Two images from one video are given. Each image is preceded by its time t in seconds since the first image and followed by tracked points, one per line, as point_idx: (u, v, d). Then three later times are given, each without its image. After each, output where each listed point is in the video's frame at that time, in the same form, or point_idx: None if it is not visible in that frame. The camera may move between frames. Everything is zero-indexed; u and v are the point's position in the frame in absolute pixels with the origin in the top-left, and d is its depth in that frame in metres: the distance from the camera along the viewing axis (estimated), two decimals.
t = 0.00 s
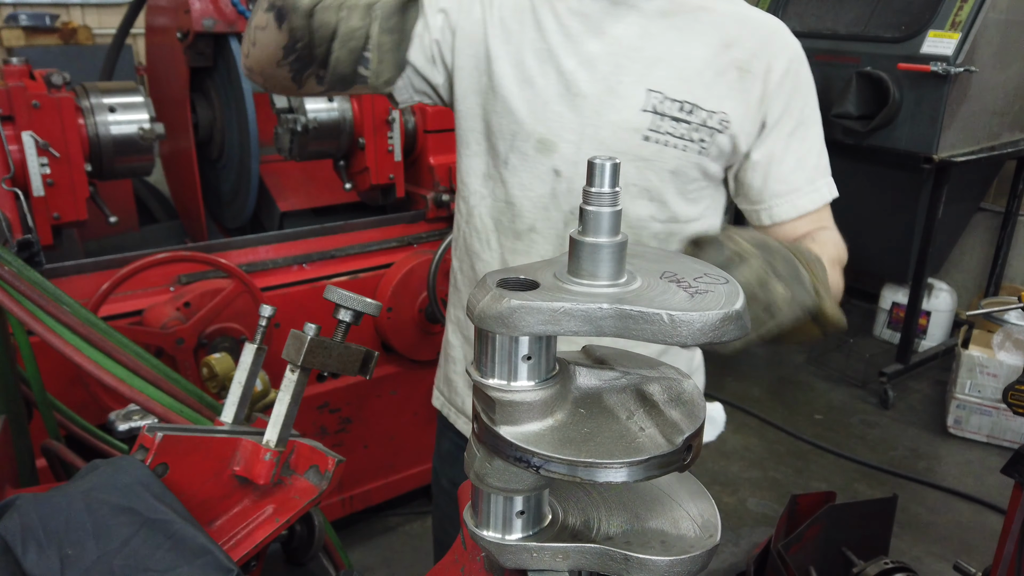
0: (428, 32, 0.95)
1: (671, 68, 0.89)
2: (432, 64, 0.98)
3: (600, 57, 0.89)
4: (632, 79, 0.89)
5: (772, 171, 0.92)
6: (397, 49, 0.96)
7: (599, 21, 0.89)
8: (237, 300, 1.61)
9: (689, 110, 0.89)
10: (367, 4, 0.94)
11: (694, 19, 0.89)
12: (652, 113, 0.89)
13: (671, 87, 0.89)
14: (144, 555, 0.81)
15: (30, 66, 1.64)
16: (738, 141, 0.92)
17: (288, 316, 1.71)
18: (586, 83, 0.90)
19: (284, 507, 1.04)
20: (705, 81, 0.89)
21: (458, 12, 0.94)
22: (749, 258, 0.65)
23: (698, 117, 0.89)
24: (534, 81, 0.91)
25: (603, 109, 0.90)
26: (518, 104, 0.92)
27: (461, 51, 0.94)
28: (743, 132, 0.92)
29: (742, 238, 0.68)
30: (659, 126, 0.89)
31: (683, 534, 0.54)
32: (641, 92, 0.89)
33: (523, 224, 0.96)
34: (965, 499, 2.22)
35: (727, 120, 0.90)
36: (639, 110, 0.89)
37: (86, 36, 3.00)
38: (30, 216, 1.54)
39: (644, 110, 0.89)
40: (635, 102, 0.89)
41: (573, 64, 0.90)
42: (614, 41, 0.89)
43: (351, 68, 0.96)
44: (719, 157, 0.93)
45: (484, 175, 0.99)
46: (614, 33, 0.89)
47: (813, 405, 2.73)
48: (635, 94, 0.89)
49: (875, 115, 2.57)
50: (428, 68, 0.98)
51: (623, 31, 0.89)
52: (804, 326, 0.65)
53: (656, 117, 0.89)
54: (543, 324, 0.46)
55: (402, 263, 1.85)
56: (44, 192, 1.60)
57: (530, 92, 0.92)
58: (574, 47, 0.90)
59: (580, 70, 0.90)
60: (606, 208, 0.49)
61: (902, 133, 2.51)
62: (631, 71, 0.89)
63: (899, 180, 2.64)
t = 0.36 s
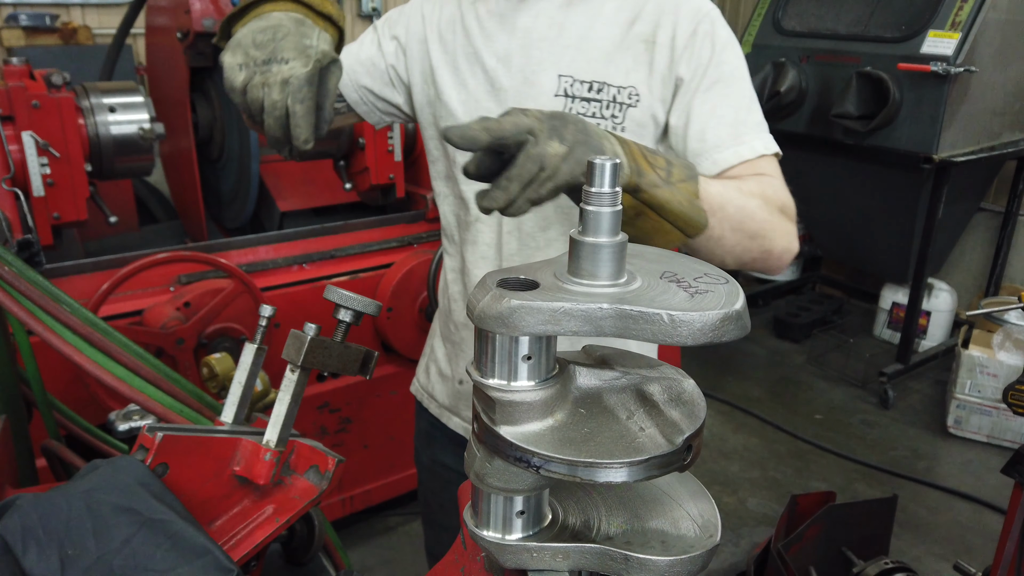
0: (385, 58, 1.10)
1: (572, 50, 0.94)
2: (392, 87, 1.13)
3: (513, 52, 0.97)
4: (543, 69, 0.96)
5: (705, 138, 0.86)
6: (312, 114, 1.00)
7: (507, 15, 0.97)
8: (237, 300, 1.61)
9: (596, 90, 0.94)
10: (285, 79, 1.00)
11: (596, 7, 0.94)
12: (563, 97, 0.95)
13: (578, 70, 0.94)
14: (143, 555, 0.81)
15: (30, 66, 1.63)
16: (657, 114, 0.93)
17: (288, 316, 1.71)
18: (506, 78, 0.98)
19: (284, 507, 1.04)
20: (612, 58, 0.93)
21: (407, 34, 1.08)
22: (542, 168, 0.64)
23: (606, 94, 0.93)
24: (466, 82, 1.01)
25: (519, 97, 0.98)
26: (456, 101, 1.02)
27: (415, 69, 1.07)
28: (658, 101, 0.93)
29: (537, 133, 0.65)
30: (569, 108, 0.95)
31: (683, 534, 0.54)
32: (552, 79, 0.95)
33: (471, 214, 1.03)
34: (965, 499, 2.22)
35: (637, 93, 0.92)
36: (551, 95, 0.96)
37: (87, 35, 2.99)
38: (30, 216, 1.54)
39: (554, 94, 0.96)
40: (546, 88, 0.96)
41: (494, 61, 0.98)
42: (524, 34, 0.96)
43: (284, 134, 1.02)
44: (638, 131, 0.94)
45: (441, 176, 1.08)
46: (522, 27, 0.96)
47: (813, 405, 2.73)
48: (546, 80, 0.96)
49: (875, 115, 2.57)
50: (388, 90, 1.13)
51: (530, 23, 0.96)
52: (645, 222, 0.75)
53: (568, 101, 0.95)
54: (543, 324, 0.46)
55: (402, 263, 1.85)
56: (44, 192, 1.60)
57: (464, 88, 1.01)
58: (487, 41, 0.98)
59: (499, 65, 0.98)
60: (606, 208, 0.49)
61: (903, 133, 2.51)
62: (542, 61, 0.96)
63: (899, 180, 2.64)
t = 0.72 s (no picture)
0: (373, 61, 1.10)
1: (557, 47, 0.94)
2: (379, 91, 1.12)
3: (499, 52, 0.97)
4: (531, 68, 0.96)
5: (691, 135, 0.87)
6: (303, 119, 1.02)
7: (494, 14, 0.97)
8: (237, 299, 1.61)
9: (582, 86, 0.94)
10: (275, 85, 1.01)
11: (580, 6, 0.94)
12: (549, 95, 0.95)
13: (562, 68, 0.95)
14: (143, 555, 0.81)
15: (31, 66, 1.63)
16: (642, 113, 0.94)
17: (288, 316, 1.71)
18: (493, 76, 0.97)
19: (284, 507, 1.04)
20: (596, 57, 0.93)
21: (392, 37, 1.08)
22: (535, 169, 0.65)
23: (592, 92, 0.94)
24: (453, 81, 1.01)
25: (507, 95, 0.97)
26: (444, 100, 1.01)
27: (402, 70, 1.06)
28: (643, 98, 0.93)
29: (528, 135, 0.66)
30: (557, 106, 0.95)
31: (684, 534, 0.54)
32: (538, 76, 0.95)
33: (462, 214, 1.03)
34: (965, 499, 2.22)
35: (622, 90, 0.93)
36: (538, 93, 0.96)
37: (86, 35, 2.99)
38: (30, 216, 1.54)
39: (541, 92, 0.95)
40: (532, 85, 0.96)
41: (480, 59, 0.98)
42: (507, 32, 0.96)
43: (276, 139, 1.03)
44: (624, 128, 0.95)
45: (431, 177, 1.08)
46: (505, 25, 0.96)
47: (813, 405, 2.73)
48: (533, 78, 0.96)
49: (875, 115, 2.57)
50: (377, 93, 1.13)
51: (515, 21, 0.96)
52: (640, 215, 0.70)
53: (553, 99, 0.95)
54: (543, 324, 0.46)
55: (402, 263, 1.85)
56: (44, 192, 1.60)
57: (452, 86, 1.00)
58: (472, 40, 0.98)
59: (485, 64, 0.98)
60: (606, 208, 0.49)
61: (903, 132, 2.51)
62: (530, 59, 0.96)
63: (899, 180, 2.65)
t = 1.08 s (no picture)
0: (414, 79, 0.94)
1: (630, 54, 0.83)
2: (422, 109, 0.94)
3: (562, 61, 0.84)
4: (599, 74, 0.84)
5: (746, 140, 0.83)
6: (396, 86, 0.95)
7: (547, 18, 0.85)
8: (237, 300, 1.61)
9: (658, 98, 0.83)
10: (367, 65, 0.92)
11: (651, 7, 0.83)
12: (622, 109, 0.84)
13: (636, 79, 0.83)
14: (143, 555, 0.81)
15: (31, 66, 1.63)
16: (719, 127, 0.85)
17: (288, 316, 1.71)
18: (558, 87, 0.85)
19: (284, 507, 1.04)
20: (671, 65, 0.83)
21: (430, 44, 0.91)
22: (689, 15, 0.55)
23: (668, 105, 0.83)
24: (505, 92, 0.87)
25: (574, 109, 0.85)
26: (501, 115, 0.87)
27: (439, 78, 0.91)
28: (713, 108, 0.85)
29: (691, 12, 0.54)
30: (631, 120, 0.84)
31: (684, 533, 0.54)
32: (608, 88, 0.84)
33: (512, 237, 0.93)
34: (965, 499, 2.22)
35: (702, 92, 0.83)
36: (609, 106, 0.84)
37: (87, 35, 2.99)
38: (30, 216, 1.54)
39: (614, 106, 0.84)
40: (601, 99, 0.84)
41: (543, 72, 0.85)
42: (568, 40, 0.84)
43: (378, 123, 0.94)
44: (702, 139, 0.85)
45: (478, 193, 0.96)
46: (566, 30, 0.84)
47: (814, 405, 2.73)
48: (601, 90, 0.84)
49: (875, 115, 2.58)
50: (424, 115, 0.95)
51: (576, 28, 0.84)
52: (740, 161, 0.52)
53: (626, 113, 0.84)
54: (543, 324, 0.46)
55: (402, 263, 1.85)
56: (44, 192, 1.60)
57: (508, 100, 0.87)
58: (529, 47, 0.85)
59: (548, 74, 0.85)
60: (606, 208, 0.49)
61: (903, 132, 2.51)
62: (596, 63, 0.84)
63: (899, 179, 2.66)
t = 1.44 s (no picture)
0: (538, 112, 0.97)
1: (731, 66, 0.91)
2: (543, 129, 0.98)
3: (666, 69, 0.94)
4: (695, 83, 0.93)
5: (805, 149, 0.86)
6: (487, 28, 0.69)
7: (640, 25, 0.96)
8: (237, 300, 1.61)
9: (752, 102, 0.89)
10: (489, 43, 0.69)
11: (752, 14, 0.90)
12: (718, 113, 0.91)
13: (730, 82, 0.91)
14: (144, 554, 0.81)
15: (31, 66, 1.63)
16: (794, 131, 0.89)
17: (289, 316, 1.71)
18: (655, 97, 0.96)
19: (284, 507, 1.04)
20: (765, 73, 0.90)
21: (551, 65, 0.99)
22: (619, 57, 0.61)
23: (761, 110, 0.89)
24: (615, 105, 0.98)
25: (667, 115, 0.95)
26: (599, 124, 0.98)
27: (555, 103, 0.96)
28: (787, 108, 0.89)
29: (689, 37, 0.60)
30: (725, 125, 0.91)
31: (684, 533, 0.54)
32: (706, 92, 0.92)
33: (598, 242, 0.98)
34: (965, 498, 2.22)
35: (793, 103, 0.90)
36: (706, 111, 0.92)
37: (86, 35, 2.99)
38: (29, 216, 1.54)
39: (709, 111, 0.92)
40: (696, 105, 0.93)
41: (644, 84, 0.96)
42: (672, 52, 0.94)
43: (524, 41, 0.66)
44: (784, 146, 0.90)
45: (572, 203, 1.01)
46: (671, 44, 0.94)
47: (814, 405, 2.73)
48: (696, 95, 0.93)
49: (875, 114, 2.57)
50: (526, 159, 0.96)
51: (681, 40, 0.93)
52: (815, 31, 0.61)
53: (722, 117, 0.91)
54: (543, 324, 0.46)
55: (402, 263, 1.85)
56: (44, 192, 1.60)
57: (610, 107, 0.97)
58: (626, 58, 0.97)
59: (647, 84, 0.96)
60: (606, 208, 0.49)
61: (902, 132, 2.51)
62: (694, 70, 0.93)
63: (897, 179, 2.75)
